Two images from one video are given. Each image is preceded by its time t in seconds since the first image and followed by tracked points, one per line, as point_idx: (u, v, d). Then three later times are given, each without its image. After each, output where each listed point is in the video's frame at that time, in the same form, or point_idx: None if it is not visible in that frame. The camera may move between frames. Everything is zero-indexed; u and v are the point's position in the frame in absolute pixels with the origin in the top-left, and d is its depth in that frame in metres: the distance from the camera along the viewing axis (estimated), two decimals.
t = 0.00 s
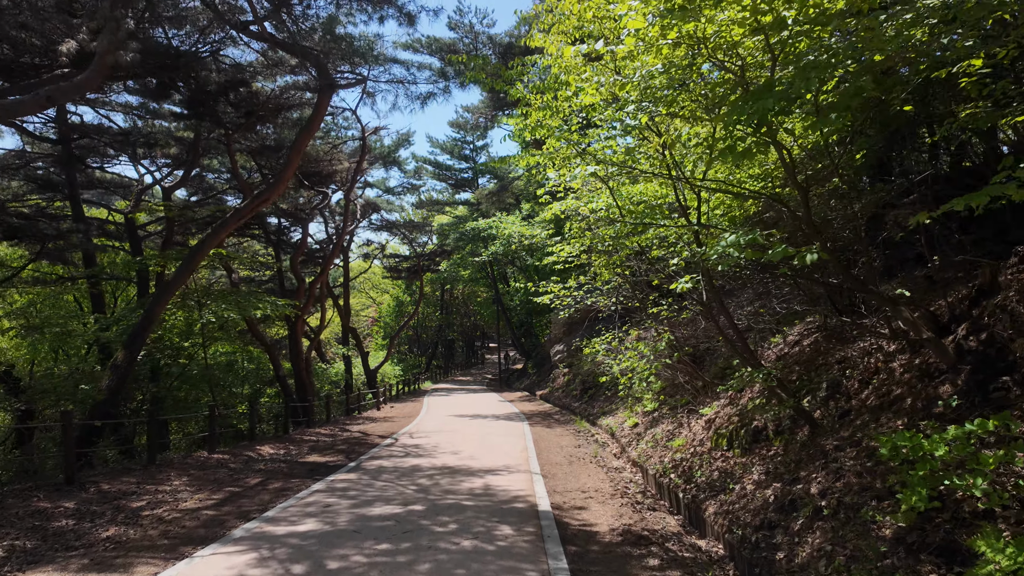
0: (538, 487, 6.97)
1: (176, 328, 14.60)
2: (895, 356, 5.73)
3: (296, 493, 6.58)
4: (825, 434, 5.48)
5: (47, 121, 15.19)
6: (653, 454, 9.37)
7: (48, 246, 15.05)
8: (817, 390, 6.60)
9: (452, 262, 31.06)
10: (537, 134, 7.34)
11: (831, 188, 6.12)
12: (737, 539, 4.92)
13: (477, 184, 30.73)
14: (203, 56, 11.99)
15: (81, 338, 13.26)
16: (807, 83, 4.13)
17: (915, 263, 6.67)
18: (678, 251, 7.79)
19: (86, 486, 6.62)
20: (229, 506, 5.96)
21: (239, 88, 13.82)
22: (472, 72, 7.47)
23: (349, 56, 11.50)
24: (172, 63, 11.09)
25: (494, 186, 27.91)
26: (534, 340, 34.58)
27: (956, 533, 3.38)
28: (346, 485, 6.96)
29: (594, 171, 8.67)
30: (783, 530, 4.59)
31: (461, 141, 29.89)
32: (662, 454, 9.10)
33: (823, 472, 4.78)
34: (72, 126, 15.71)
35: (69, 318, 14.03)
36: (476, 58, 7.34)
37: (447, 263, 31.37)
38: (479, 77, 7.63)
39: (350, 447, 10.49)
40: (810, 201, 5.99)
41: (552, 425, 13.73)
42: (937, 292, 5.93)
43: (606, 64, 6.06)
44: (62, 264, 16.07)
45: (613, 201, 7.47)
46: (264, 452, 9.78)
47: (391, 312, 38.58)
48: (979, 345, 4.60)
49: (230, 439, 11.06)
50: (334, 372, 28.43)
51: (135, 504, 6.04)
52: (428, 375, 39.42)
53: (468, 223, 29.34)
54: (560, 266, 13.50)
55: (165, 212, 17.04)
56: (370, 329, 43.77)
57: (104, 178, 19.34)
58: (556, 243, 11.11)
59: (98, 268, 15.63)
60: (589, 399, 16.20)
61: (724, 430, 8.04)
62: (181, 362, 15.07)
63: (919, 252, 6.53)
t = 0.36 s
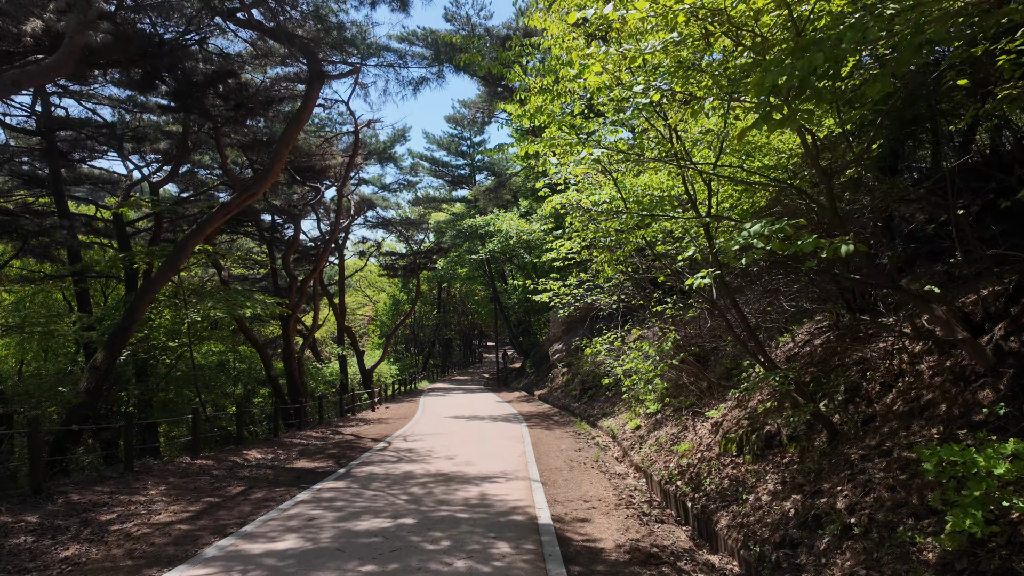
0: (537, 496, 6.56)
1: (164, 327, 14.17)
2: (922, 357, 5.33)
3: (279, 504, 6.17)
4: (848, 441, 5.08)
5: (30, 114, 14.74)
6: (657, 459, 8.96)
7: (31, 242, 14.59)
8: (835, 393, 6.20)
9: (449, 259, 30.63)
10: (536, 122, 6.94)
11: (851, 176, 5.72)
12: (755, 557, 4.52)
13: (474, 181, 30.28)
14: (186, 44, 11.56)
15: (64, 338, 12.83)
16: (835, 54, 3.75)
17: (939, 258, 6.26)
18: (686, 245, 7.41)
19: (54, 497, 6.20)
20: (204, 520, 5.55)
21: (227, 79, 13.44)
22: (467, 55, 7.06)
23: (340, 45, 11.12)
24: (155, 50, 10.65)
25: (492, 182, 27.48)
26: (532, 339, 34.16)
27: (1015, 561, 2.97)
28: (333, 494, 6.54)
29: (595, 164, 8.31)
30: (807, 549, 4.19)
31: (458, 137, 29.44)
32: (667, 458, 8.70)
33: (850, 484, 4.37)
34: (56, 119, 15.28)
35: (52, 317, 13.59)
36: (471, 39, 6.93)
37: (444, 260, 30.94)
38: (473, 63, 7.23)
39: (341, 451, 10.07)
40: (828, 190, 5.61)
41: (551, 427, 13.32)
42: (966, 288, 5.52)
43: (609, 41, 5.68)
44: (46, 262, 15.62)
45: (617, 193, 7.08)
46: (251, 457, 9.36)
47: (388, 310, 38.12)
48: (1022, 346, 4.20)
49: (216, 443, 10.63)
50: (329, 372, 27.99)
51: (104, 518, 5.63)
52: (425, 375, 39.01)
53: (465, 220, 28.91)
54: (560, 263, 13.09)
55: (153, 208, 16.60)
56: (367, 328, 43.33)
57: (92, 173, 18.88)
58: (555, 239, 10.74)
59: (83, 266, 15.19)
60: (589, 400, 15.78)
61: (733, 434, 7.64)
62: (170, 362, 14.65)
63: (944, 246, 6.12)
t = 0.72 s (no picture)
0: (538, 507, 6.14)
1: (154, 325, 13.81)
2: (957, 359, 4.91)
3: (260, 517, 5.73)
4: (878, 450, 4.66)
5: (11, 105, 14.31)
6: (662, 464, 8.53)
7: (12, 239, 14.11)
8: (857, 397, 5.79)
9: (445, 258, 30.18)
10: (537, 104, 6.57)
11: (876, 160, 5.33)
12: None
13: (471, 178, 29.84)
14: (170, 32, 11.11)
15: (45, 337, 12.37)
16: (872, 16, 3.38)
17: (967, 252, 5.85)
18: (696, 237, 7.00)
19: (17, 510, 5.75)
20: (177, 536, 5.11)
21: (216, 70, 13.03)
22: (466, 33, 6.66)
23: (330, 32, 10.71)
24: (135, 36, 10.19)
25: (489, 179, 27.05)
26: (529, 339, 33.71)
27: None
28: (319, 506, 6.09)
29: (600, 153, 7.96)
30: (840, 571, 3.77)
31: (454, 134, 28.99)
32: (673, 464, 8.28)
33: (886, 500, 3.95)
34: (40, 112, 14.86)
35: (34, 316, 13.13)
36: (469, 17, 6.54)
37: (440, 259, 30.48)
38: (471, 44, 6.89)
39: (331, 456, 9.61)
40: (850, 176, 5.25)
41: (550, 429, 12.90)
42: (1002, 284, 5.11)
43: (615, 12, 5.32)
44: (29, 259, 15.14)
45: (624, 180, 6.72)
46: (235, 463, 8.90)
47: (383, 310, 37.64)
48: None
49: (201, 448, 10.17)
50: (323, 372, 27.53)
51: (67, 534, 5.18)
52: (422, 375, 38.55)
53: (462, 218, 28.45)
54: (560, 260, 12.67)
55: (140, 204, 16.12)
56: (362, 328, 42.85)
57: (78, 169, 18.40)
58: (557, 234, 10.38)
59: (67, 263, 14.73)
60: (589, 401, 15.33)
61: (744, 440, 7.22)
62: (159, 362, 14.23)
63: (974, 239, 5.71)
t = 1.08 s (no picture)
0: (547, 514, 5.72)
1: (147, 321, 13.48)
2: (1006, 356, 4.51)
3: (246, 525, 5.30)
4: (924, 455, 4.25)
5: None
6: (674, 467, 8.11)
7: None
8: (891, 396, 5.38)
9: (445, 255, 29.76)
10: (547, 80, 6.13)
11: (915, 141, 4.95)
12: None
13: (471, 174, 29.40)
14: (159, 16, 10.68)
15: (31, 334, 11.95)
16: None
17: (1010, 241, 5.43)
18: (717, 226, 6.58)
19: None
20: (153, 547, 4.68)
21: (208, 58, 12.60)
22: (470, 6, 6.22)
23: (327, 15, 10.30)
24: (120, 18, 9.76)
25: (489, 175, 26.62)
26: (530, 337, 33.29)
27: None
28: (311, 513, 5.66)
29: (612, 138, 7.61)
30: None
31: (454, 128, 28.56)
32: (686, 467, 7.87)
33: (942, 510, 3.54)
34: (28, 102, 14.43)
35: (19, 312, 12.69)
36: None
37: (440, 256, 30.03)
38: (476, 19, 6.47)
39: (326, 458, 9.18)
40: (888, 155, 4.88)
41: (554, 430, 12.47)
42: None
43: None
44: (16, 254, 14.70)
45: (640, 163, 6.34)
46: (225, 466, 8.47)
47: (382, 308, 37.22)
48: None
49: (191, 450, 9.74)
50: (320, 371, 27.10)
51: (35, 545, 4.76)
52: (421, 374, 38.13)
53: (461, 215, 28.01)
54: (564, 255, 12.28)
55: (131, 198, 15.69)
56: (360, 327, 42.42)
57: (69, 162, 17.95)
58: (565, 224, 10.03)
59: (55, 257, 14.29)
60: (593, 401, 14.92)
61: (764, 442, 6.80)
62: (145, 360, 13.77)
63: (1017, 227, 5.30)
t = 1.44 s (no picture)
0: (553, 528, 5.35)
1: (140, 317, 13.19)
2: None
3: (230, 541, 4.92)
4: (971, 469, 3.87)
5: None
6: (685, 474, 7.74)
7: None
8: (925, 402, 5.01)
9: (444, 252, 29.37)
10: (556, 62, 5.72)
11: (958, 128, 4.60)
12: None
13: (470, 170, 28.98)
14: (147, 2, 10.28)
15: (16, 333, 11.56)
16: None
17: None
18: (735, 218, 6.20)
19: None
20: (127, 568, 4.31)
21: (200, 47, 12.19)
22: None
23: None
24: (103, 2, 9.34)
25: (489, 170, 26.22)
26: (531, 335, 32.93)
27: None
28: (300, 528, 5.28)
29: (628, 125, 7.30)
30: None
31: (453, 123, 28.14)
32: (698, 473, 7.50)
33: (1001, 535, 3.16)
34: (15, 95, 14.01)
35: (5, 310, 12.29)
36: None
37: (439, 253, 29.60)
38: None
39: (320, 463, 8.79)
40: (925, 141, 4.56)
41: (557, 431, 12.09)
42: None
43: None
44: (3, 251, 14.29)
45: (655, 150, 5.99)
46: (214, 472, 8.08)
47: (380, 306, 36.83)
48: None
49: (180, 454, 9.37)
50: (318, 369, 26.72)
51: None
52: (420, 372, 37.75)
53: (461, 211, 27.61)
54: (567, 252, 11.88)
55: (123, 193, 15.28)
56: (359, 324, 42.04)
57: (60, 157, 17.53)
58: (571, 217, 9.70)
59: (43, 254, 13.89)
60: (596, 401, 14.54)
61: (783, 449, 6.42)
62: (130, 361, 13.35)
63: None
